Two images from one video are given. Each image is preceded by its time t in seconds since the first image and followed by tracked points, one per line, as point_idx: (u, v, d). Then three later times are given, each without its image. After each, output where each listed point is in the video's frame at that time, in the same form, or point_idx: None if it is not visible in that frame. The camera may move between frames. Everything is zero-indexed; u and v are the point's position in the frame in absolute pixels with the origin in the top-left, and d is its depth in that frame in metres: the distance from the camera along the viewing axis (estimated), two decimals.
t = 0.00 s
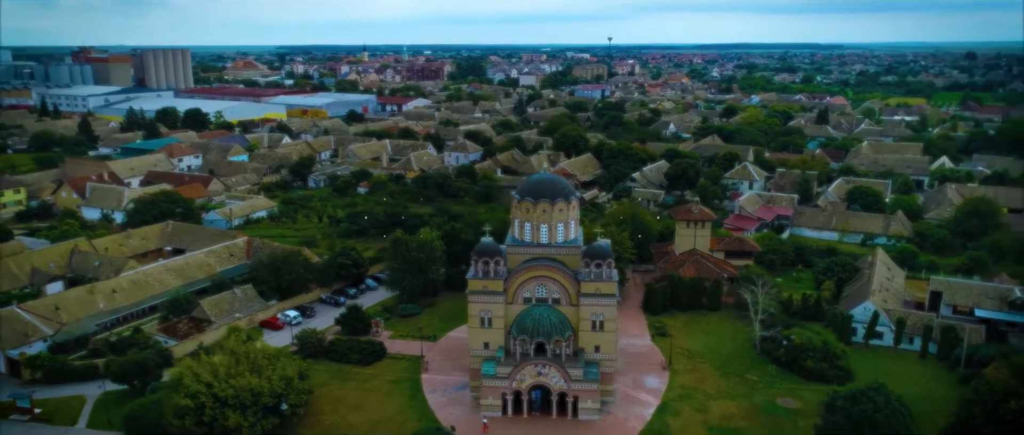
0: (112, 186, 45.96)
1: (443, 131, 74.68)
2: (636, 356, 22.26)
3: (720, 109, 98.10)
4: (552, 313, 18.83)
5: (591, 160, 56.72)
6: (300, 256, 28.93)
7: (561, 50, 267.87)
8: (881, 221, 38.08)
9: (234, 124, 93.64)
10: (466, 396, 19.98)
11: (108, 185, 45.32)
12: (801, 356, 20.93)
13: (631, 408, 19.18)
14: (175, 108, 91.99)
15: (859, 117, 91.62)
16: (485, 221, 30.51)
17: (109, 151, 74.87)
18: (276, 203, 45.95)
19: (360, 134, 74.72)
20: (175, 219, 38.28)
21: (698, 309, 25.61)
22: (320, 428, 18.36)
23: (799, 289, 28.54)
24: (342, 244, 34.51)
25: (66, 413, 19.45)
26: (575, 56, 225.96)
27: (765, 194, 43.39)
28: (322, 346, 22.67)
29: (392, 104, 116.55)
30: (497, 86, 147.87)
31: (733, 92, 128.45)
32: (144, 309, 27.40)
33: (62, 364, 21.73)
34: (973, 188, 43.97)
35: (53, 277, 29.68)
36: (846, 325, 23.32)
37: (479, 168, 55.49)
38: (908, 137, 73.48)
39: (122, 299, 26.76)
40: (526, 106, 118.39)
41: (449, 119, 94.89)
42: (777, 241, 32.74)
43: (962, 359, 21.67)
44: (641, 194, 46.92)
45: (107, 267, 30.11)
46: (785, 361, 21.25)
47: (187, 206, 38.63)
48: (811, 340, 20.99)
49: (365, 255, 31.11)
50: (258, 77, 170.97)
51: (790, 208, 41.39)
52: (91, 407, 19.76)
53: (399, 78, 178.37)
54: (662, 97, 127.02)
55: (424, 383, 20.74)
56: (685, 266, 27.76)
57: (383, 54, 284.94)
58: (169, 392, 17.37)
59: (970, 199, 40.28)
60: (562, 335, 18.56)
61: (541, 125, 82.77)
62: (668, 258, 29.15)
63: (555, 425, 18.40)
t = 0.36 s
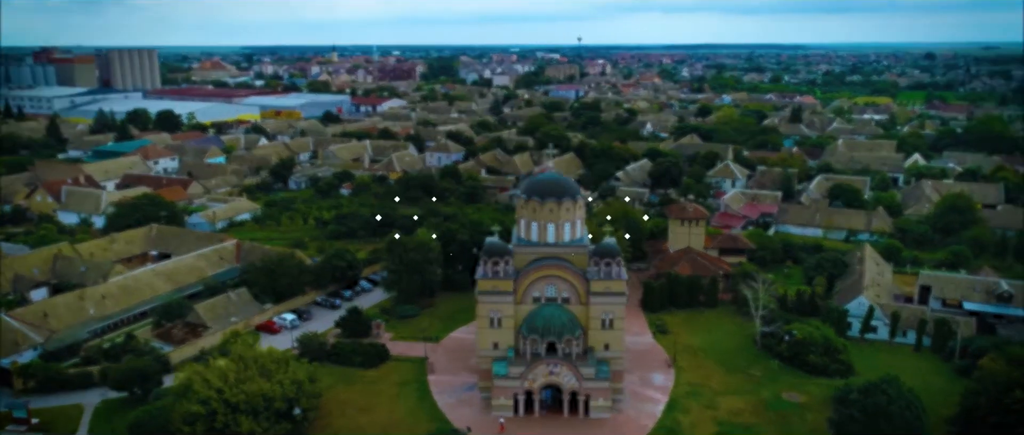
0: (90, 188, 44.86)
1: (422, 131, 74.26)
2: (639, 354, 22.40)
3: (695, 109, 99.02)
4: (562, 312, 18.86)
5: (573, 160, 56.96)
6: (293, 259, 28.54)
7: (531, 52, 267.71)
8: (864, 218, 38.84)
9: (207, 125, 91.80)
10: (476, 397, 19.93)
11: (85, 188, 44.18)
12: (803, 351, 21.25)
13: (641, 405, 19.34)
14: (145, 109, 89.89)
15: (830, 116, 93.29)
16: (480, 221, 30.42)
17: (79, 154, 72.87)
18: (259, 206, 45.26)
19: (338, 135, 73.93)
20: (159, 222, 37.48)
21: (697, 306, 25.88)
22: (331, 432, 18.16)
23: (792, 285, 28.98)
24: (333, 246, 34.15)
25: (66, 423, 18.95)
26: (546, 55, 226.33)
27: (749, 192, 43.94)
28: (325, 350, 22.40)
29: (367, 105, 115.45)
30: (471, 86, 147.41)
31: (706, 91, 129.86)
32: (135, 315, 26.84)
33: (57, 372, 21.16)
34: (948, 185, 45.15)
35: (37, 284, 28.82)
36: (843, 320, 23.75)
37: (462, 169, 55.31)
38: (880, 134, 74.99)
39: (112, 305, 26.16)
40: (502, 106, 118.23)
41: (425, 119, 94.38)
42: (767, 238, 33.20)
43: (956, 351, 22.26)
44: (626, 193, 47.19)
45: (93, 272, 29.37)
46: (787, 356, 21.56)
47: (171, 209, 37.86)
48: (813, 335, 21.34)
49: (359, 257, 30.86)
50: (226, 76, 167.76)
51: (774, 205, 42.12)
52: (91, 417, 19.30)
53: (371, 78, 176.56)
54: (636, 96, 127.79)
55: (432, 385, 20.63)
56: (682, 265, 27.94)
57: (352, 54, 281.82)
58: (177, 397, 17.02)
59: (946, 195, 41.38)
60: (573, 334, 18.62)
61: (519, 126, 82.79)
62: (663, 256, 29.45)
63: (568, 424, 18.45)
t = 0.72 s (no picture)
0: (64, 192, 43.60)
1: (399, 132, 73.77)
2: (642, 351, 22.57)
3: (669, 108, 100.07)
4: (571, 311, 18.93)
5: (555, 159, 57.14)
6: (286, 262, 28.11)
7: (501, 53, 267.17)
8: (845, 214, 39.64)
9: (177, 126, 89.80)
10: (485, 397, 19.90)
11: (59, 192, 42.94)
12: (804, 345, 21.63)
13: (650, 401, 19.51)
14: (111, 111, 87.68)
15: (800, 114, 95.05)
16: (474, 221, 30.35)
17: (45, 156, 70.73)
18: (240, 208, 44.46)
19: (314, 136, 73.07)
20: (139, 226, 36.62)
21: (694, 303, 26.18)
22: None
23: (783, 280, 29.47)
24: (322, 249, 33.76)
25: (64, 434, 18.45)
26: (515, 55, 226.43)
27: (731, 190, 44.57)
28: (327, 353, 22.13)
29: (339, 105, 114.20)
30: (444, 86, 146.91)
31: (676, 91, 131.25)
32: (124, 322, 26.18)
33: (50, 381, 20.60)
34: (923, 181, 46.36)
35: (17, 291, 27.94)
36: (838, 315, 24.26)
37: (444, 169, 55.10)
38: (850, 133, 76.67)
39: (101, 310, 25.47)
40: (476, 107, 117.97)
41: (401, 120, 93.77)
42: (754, 235, 33.73)
43: (949, 343, 22.89)
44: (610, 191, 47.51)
45: (78, 279, 28.59)
46: (787, 350, 21.94)
47: (153, 212, 37.05)
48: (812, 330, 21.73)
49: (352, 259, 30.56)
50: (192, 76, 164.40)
51: (756, 202, 42.93)
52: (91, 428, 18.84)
53: (341, 77, 174.84)
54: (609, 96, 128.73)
55: (439, 387, 20.52)
56: (677, 262, 28.25)
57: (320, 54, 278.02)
58: (185, 404, 16.70)
59: (922, 191, 42.50)
60: (583, 333, 18.71)
61: (496, 126, 82.80)
62: (655, 253, 29.72)
63: (580, 422, 18.54)
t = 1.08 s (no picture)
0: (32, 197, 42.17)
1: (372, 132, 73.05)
2: (641, 347, 22.76)
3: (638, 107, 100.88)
4: (577, 310, 19.00)
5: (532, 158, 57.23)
6: (275, 265, 27.65)
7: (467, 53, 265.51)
8: (821, 210, 40.53)
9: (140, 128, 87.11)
10: (490, 398, 19.89)
11: (27, 197, 41.52)
12: (800, 339, 22.07)
13: (655, 397, 19.69)
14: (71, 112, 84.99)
15: (766, 113, 96.67)
16: (464, 222, 30.26)
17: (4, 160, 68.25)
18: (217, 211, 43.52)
19: (285, 137, 71.92)
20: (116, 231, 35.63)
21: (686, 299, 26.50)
22: None
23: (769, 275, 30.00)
24: (306, 252, 33.29)
25: None
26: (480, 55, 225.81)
27: (710, 188, 45.17)
28: (325, 356, 21.82)
29: (307, 106, 112.25)
30: (411, 86, 145.89)
31: (643, 91, 132.06)
32: (109, 329, 25.39)
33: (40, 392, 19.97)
34: (893, 178, 47.64)
35: None
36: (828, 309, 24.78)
37: (421, 170, 54.77)
38: (817, 131, 78.30)
39: (85, 318, 24.73)
40: (445, 107, 117.35)
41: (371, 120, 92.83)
42: (737, 232, 34.27)
43: (935, 334, 23.60)
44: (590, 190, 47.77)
45: (57, 286, 27.70)
46: (783, 345, 22.34)
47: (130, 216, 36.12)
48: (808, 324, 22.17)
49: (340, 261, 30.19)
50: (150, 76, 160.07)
51: (734, 200, 43.61)
52: None
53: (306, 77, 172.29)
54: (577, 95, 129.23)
55: (443, 388, 20.43)
56: (669, 259, 28.50)
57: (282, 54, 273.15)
58: (191, 411, 16.30)
59: (894, 188, 43.70)
60: (590, 331, 18.81)
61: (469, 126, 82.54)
62: (645, 250, 29.95)
63: (588, 420, 18.62)
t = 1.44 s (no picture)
0: None
1: (341, 133, 72.01)
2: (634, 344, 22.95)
3: (605, 106, 101.48)
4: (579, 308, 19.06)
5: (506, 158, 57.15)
6: (259, 270, 27.10)
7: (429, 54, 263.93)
8: (794, 207, 41.43)
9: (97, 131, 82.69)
10: (491, 398, 19.89)
11: None
12: (790, 332, 22.55)
13: (655, 393, 19.91)
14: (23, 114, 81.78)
15: (730, 111, 98.20)
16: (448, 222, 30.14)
17: None
18: (188, 215, 42.43)
19: (250, 139, 70.44)
20: (86, 237, 34.51)
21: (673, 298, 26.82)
22: None
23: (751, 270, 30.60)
24: (287, 256, 32.73)
25: None
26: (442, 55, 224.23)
27: (684, 186, 45.80)
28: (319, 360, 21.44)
29: (269, 106, 110.01)
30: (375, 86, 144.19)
31: (606, 90, 133.09)
32: (88, 338, 24.49)
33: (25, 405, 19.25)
34: (859, 174, 48.97)
35: None
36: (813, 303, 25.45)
37: (395, 171, 54.30)
38: (780, 129, 79.87)
39: (63, 328, 23.94)
40: (411, 107, 116.34)
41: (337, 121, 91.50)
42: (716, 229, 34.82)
43: (916, 325, 24.39)
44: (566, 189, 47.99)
45: (30, 295, 26.71)
46: (773, 339, 22.80)
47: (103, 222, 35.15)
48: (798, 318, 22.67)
49: (323, 264, 29.73)
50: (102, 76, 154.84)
51: (708, 197, 44.28)
52: None
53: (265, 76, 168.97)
54: (542, 95, 129.45)
55: (443, 390, 20.31)
56: (655, 256, 28.95)
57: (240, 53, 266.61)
58: (193, 419, 15.87)
59: (862, 184, 45.04)
60: (591, 330, 18.91)
61: (437, 126, 82.04)
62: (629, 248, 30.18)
63: (591, 418, 18.73)
